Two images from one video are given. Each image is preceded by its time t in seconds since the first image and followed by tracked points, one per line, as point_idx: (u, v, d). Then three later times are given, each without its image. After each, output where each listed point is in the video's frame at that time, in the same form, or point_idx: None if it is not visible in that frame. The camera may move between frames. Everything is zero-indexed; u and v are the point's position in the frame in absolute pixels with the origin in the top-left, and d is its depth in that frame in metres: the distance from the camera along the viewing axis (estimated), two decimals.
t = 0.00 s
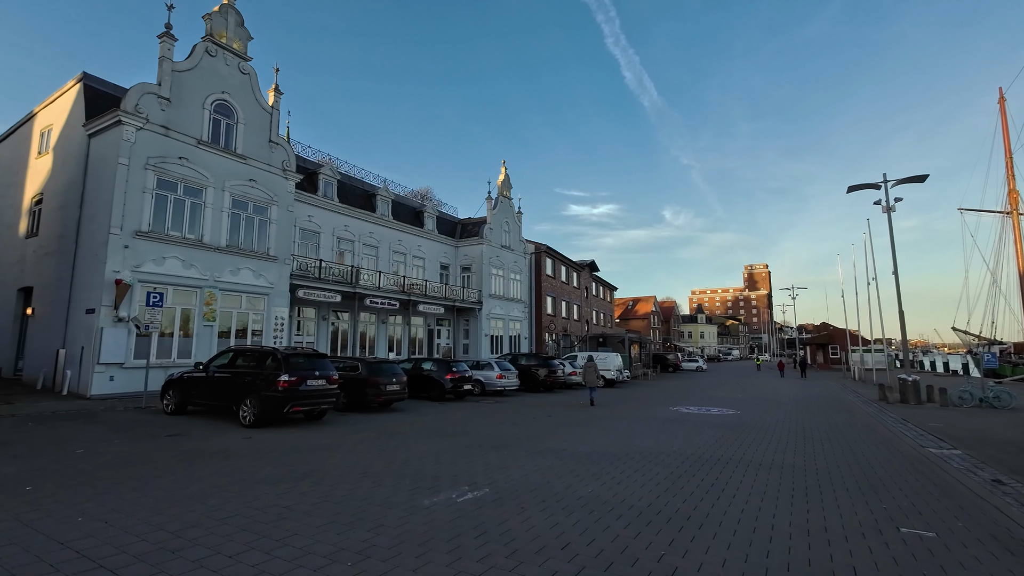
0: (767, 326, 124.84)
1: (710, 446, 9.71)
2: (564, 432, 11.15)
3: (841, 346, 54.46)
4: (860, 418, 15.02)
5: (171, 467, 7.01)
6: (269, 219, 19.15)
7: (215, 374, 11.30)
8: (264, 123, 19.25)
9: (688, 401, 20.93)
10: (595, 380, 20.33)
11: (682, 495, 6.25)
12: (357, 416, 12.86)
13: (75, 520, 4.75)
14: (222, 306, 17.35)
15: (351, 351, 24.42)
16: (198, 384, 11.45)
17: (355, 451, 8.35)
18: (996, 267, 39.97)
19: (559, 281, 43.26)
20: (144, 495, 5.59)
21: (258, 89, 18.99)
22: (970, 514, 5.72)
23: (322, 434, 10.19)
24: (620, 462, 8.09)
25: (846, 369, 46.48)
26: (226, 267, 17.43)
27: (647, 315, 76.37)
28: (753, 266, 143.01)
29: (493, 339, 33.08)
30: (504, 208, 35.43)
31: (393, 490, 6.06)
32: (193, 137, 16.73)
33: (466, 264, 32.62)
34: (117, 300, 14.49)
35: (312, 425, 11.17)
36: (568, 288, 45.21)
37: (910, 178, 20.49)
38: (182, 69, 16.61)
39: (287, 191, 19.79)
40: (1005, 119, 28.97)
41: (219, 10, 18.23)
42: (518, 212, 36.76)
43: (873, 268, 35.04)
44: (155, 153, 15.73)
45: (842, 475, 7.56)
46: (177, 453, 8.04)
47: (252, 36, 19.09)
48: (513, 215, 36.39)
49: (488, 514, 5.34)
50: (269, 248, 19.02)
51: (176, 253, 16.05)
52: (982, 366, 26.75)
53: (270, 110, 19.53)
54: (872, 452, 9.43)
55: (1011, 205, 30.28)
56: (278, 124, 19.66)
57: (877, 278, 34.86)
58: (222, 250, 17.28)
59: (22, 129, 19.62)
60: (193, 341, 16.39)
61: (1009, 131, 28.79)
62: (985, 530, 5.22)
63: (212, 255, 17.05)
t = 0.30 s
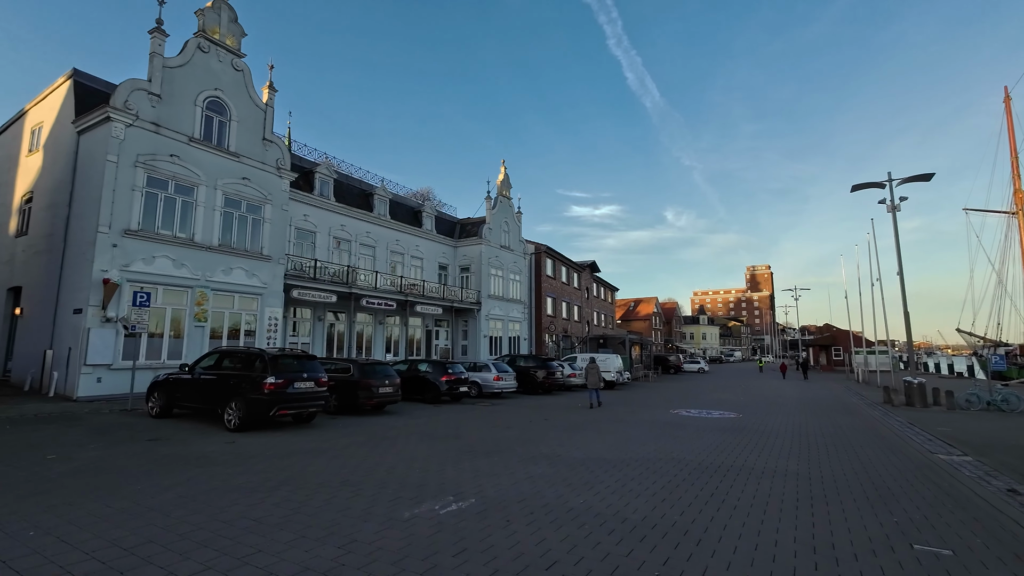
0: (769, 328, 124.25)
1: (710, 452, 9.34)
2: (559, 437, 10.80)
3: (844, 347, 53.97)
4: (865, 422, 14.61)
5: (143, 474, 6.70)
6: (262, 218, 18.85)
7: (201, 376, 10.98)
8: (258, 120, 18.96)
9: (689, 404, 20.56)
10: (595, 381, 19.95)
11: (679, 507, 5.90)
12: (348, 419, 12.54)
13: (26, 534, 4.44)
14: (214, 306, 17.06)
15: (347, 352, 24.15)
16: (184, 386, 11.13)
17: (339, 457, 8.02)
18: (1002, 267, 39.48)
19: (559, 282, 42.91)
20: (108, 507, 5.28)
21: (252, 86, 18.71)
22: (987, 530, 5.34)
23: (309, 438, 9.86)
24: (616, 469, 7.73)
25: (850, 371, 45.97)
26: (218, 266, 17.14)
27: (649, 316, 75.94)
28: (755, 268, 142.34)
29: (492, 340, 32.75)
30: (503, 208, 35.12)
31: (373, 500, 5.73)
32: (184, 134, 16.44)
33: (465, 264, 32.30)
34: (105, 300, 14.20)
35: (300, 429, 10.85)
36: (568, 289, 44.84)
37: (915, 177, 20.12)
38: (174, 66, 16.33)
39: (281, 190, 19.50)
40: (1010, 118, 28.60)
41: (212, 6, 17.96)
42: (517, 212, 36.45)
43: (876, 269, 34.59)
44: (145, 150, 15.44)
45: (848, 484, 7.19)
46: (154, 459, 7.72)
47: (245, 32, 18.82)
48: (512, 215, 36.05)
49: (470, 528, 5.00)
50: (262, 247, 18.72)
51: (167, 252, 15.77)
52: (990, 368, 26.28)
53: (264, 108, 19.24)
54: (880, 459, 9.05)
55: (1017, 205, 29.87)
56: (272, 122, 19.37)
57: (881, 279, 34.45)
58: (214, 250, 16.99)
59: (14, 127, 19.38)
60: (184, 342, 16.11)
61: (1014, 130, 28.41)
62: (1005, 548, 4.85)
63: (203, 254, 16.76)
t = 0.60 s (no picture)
0: (772, 329, 123.61)
1: (709, 456, 9.00)
2: (554, 439, 10.46)
3: (848, 348, 53.50)
4: (871, 425, 14.22)
5: (114, 479, 6.39)
6: (256, 216, 18.58)
7: (186, 377, 10.68)
8: (252, 117, 18.70)
9: (690, 405, 20.20)
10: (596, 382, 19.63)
11: (675, 516, 5.56)
12: (339, 421, 12.23)
13: None
14: (206, 305, 16.78)
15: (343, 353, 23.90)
16: (169, 387, 10.82)
17: (323, 460, 7.70)
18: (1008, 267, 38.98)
19: (560, 282, 42.60)
20: (66, 515, 4.97)
21: (245, 83, 18.45)
22: (1004, 541, 4.99)
23: (296, 441, 9.55)
24: (611, 474, 7.39)
25: (854, 372, 45.49)
26: (210, 265, 16.87)
27: (651, 317, 75.58)
28: (757, 270, 141.46)
29: (491, 341, 32.44)
30: (503, 207, 34.84)
31: (349, 509, 5.39)
32: (175, 131, 16.19)
33: (464, 264, 32.01)
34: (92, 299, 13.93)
35: (287, 430, 10.54)
36: (569, 289, 44.49)
37: (920, 174, 19.76)
38: (165, 61, 16.08)
39: (275, 188, 19.24)
40: (1015, 115, 28.23)
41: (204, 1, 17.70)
42: (517, 212, 36.17)
43: (881, 269, 34.14)
44: (134, 147, 15.19)
45: (854, 491, 6.84)
46: (129, 462, 7.42)
47: (239, 28, 18.56)
48: (512, 215, 35.75)
49: (450, 538, 4.67)
50: (255, 246, 18.44)
51: (157, 250, 15.51)
52: (997, 369, 25.84)
53: (257, 104, 18.98)
54: (887, 463, 8.70)
55: None
56: (266, 119, 19.11)
57: (885, 279, 33.98)
58: (206, 248, 16.72)
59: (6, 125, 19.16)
60: (174, 342, 15.85)
61: (1020, 127, 28.02)
62: None
63: (195, 253, 16.50)
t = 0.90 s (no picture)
0: (775, 330, 122.89)
1: (710, 463, 8.65)
2: (550, 445, 10.13)
3: (853, 350, 52.99)
4: (878, 429, 13.82)
5: (82, 488, 6.08)
6: (250, 216, 18.31)
7: (171, 380, 10.38)
8: (246, 116, 18.46)
9: (692, 408, 19.84)
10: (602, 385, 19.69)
11: (672, 530, 5.21)
12: (329, 425, 11.92)
13: None
14: (198, 307, 16.52)
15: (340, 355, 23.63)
16: (154, 391, 10.53)
17: (305, 468, 7.38)
18: (1016, 268, 38.43)
19: (561, 283, 42.27)
20: (20, 530, 4.66)
21: (239, 81, 18.22)
22: None
23: (281, 446, 9.22)
24: (606, 483, 7.05)
25: (859, 374, 44.97)
26: (202, 266, 16.61)
27: (654, 318, 75.16)
28: (762, 270, 140.09)
29: (491, 343, 32.11)
30: (503, 208, 34.55)
31: (324, 522, 5.07)
32: (167, 130, 15.95)
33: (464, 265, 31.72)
34: (80, 301, 13.67)
35: (274, 435, 10.22)
36: (570, 290, 44.14)
37: (927, 172, 19.37)
38: (156, 59, 15.83)
39: (270, 188, 19.00)
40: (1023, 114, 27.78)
41: None
42: (517, 212, 35.88)
43: (887, 269, 33.64)
44: (125, 146, 14.95)
45: (864, 502, 6.47)
46: (102, 470, 7.12)
47: (233, 26, 18.33)
48: (512, 216, 35.44)
49: (428, 556, 4.34)
50: (249, 247, 18.18)
51: (148, 251, 15.26)
52: (1006, 372, 25.35)
53: (252, 103, 18.74)
54: (896, 470, 8.35)
55: None
56: (261, 118, 18.86)
57: (891, 279, 33.47)
58: (198, 249, 16.47)
59: None
60: (166, 344, 15.58)
61: None
62: None
63: (187, 254, 16.24)
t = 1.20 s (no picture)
0: (780, 332, 122.09)
1: (711, 467, 8.29)
2: (546, 447, 9.79)
3: (858, 352, 52.40)
4: (886, 432, 13.42)
5: (48, 493, 5.78)
6: (245, 215, 18.07)
7: (156, 380, 10.10)
8: (241, 114, 18.22)
9: (695, 410, 19.46)
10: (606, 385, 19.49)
11: (669, 541, 4.87)
12: (321, 427, 11.62)
13: None
14: (191, 306, 16.26)
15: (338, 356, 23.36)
16: (139, 392, 10.24)
17: (287, 472, 7.06)
18: None
19: (562, 283, 41.93)
20: None
21: (234, 78, 17.98)
22: None
23: (267, 449, 8.90)
24: (602, 489, 6.71)
25: (865, 375, 44.41)
26: (196, 265, 16.36)
27: (657, 320, 74.67)
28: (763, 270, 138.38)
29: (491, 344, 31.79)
30: (503, 207, 34.27)
31: (296, 531, 4.74)
32: (160, 127, 15.72)
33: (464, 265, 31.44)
34: (70, 300, 13.43)
35: (262, 437, 9.90)
36: (571, 291, 43.80)
37: (935, 168, 18.95)
38: (149, 55, 15.60)
39: (265, 186, 18.75)
40: None
41: None
42: (518, 212, 35.59)
43: (893, 268, 33.10)
44: (116, 143, 14.71)
45: (875, 511, 6.11)
46: (75, 474, 6.81)
47: (228, 22, 18.11)
48: (512, 215, 35.13)
49: (403, 569, 4.00)
50: (244, 246, 17.92)
51: (140, 250, 15.01)
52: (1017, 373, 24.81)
53: (247, 100, 18.50)
54: (905, 475, 8.03)
55: None
56: (256, 115, 18.62)
57: (898, 279, 32.92)
58: (192, 248, 16.22)
59: None
60: (157, 344, 15.32)
61: None
62: None
63: (180, 252, 15.99)
